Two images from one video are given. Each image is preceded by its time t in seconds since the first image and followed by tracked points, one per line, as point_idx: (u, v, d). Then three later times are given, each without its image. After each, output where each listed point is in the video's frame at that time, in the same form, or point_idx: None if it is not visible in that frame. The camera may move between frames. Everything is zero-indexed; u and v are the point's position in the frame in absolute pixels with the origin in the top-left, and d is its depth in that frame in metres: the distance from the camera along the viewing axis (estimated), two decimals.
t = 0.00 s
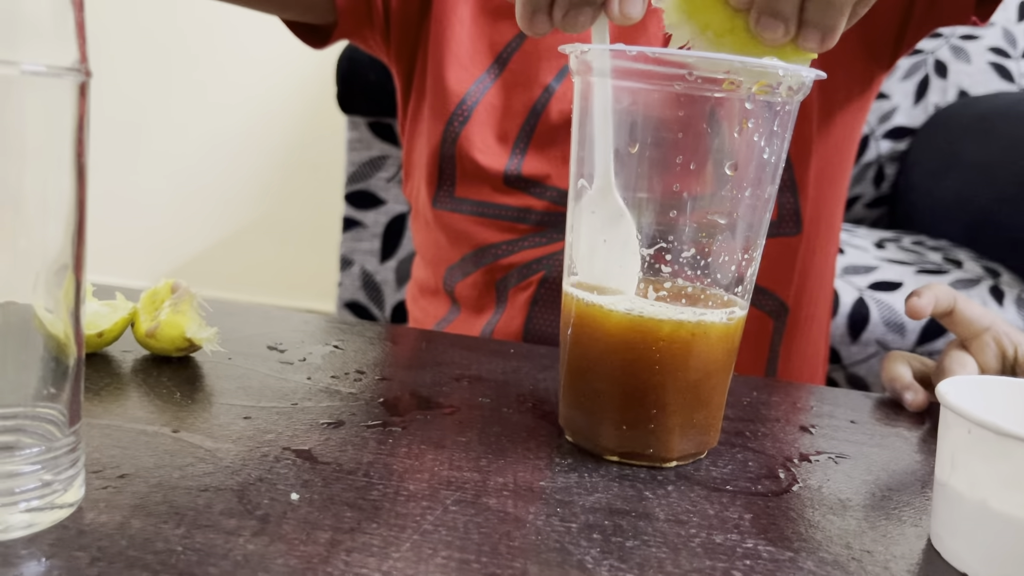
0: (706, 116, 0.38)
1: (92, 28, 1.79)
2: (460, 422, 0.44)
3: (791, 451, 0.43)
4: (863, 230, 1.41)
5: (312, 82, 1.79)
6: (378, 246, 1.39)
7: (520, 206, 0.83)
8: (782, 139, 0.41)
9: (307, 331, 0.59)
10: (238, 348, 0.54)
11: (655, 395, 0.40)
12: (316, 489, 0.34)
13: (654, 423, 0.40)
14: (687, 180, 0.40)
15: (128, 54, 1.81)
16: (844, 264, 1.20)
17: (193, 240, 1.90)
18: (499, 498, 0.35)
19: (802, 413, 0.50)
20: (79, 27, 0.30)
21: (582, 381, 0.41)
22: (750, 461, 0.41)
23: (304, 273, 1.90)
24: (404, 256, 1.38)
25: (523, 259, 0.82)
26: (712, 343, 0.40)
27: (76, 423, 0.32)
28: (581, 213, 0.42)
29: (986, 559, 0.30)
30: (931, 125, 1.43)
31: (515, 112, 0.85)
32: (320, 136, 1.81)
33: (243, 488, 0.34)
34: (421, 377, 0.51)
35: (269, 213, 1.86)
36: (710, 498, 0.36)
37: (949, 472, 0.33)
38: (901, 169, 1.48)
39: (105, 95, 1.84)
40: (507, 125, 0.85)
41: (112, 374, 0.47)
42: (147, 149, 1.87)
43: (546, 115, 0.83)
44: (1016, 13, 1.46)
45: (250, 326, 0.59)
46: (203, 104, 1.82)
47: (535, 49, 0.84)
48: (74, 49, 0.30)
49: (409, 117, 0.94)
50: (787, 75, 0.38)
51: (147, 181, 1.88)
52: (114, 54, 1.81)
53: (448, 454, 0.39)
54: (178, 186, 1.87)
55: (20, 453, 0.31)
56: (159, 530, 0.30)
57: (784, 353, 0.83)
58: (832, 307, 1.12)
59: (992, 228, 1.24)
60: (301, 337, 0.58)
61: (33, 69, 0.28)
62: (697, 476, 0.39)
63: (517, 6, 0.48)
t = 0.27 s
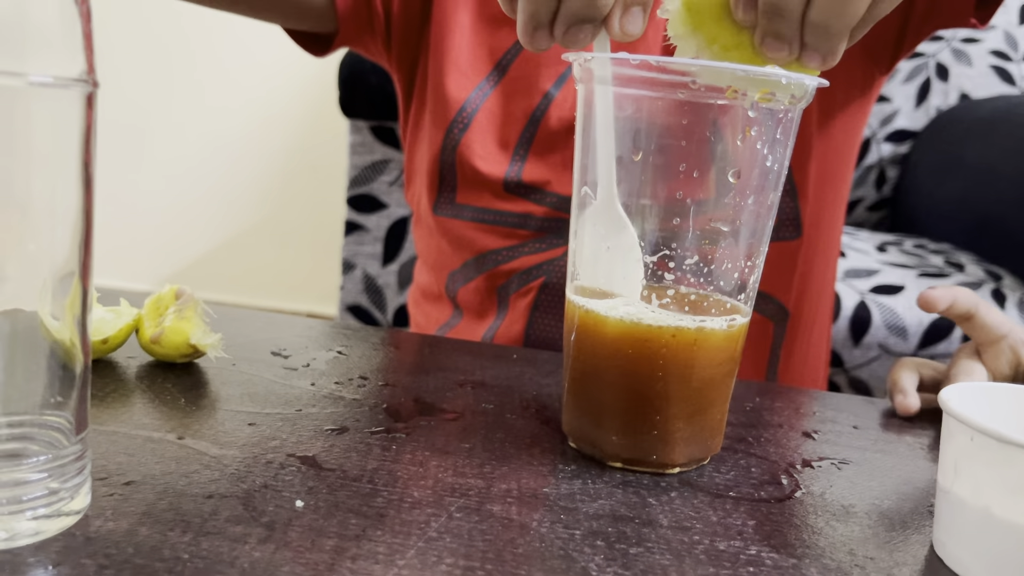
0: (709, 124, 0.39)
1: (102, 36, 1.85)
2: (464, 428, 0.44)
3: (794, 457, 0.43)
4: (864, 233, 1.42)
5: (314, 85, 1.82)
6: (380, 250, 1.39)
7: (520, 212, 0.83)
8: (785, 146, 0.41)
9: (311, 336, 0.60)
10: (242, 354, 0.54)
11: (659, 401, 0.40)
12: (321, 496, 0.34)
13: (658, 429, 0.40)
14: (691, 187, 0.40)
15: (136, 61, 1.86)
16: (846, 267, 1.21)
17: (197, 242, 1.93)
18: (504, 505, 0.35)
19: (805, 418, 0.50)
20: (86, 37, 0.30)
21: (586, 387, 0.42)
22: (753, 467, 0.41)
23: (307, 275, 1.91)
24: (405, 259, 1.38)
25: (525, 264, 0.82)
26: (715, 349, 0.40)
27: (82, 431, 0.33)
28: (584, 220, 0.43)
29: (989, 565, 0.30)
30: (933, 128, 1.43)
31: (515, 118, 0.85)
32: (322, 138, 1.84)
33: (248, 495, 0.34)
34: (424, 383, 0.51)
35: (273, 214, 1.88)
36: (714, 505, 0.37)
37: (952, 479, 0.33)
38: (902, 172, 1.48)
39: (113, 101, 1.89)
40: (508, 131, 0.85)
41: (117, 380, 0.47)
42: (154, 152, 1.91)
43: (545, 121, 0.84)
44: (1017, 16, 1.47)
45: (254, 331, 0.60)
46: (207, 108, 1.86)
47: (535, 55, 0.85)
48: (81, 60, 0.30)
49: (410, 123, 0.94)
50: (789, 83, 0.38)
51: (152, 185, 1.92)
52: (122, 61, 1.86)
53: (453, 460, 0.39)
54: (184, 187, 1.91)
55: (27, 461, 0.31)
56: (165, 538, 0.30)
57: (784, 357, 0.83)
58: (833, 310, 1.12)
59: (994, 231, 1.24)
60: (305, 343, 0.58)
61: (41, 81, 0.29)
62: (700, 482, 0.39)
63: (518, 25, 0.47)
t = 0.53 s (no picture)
0: (704, 126, 0.39)
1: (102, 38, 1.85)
2: (460, 430, 0.44)
3: (790, 459, 0.43)
4: (864, 234, 1.42)
5: (314, 86, 1.82)
6: (379, 252, 1.39)
7: (517, 215, 0.83)
8: (781, 149, 0.41)
9: (309, 338, 0.60)
10: (239, 356, 0.54)
11: (654, 404, 0.40)
12: (317, 498, 0.34)
13: (654, 432, 0.40)
14: (687, 190, 0.40)
15: (136, 62, 1.86)
16: (846, 268, 1.21)
17: (197, 244, 1.93)
18: (499, 507, 0.35)
19: (801, 420, 0.50)
20: (81, 41, 0.30)
21: (581, 389, 0.42)
22: (749, 469, 0.41)
23: (307, 277, 1.91)
24: (405, 261, 1.38)
25: (521, 266, 0.82)
26: (711, 352, 0.40)
27: (78, 434, 0.33)
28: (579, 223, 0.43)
29: (982, 567, 0.31)
30: (933, 130, 1.43)
31: (512, 122, 0.86)
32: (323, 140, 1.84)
33: (244, 497, 0.34)
34: (421, 385, 0.51)
35: (273, 215, 1.88)
36: (709, 507, 0.37)
37: (946, 481, 0.33)
38: (902, 174, 1.48)
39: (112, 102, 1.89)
40: (505, 134, 0.86)
41: (114, 382, 0.47)
42: (154, 154, 1.91)
43: (542, 123, 0.84)
44: (1017, 18, 1.47)
45: (252, 333, 0.60)
46: (206, 110, 1.86)
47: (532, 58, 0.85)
48: (77, 63, 0.30)
49: (408, 125, 0.94)
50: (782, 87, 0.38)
51: (152, 186, 1.92)
52: (122, 62, 1.86)
53: (449, 462, 0.39)
54: (184, 189, 1.91)
55: (23, 463, 0.31)
56: (160, 540, 0.30)
57: (782, 360, 0.83)
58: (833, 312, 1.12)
59: (992, 232, 1.24)
60: (302, 345, 0.58)
61: (36, 85, 0.29)
62: (696, 484, 0.39)
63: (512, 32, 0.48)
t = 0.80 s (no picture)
0: (710, 128, 0.39)
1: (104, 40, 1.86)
2: (466, 433, 0.44)
3: (795, 461, 0.43)
4: (867, 235, 1.42)
5: (317, 87, 1.82)
6: (382, 253, 1.39)
7: (520, 216, 0.83)
8: (787, 151, 0.41)
9: (313, 340, 0.60)
10: (244, 358, 0.54)
11: (661, 406, 0.40)
12: (324, 501, 0.34)
13: (660, 434, 0.40)
14: (693, 191, 0.40)
15: (138, 64, 1.86)
16: (849, 269, 1.20)
17: (199, 245, 1.94)
18: (505, 509, 0.35)
19: (806, 421, 0.50)
20: (88, 44, 0.30)
21: (587, 392, 0.42)
22: (755, 471, 0.41)
23: (310, 278, 1.92)
24: (408, 262, 1.38)
25: (524, 268, 0.82)
26: (717, 355, 0.40)
27: (85, 437, 0.33)
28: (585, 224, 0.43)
29: (991, 571, 0.30)
30: (935, 130, 1.43)
31: (516, 123, 0.85)
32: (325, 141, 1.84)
33: (251, 500, 0.34)
34: (426, 387, 0.51)
35: (276, 217, 1.88)
36: (716, 509, 0.37)
37: (954, 484, 0.33)
38: (905, 174, 1.48)
39: (115, 104, 1.90)
40: (508, 135, 0.86)
41: (119, 385, 0.47)
42: (157, 155, 1.91)
43: (545, 124, 0.84)
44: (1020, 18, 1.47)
45: (256, 335, 0.60)
46: (209, 112, 1.87)
47: (534, 58, 0.85)
48: (84, 67, 0.30)
49: (412, 126, 0.94)
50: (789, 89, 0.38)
51: (154, 188, 1.92)
52: (124, 64, 1.86)
53: (455, 465, 0.39)
54: (187, 190, 1.91)
55: (30, 467, 0.31)
56: (167, 543, 0.30)
57: (786, 362, 0.83)
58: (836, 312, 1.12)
59: (995, 233, 1.24)
60: (307, 347, 0.58)
61: (43, 88, 0.29)
62: (702, 486, 0.39)
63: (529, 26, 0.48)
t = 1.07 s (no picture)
0: (713, 124, 0.39)
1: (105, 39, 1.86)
2: (468, 431, 0.44)
3: (799, 460, 0.43)
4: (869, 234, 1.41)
5: (319, 87, 1.82)
6: (384, 252, 1.39)
7: (525, 216, 0.83)
8: (789, 148, 0.41)
9: (316, 339, 0.60)
10: (246, 356, 0.54)
11: (663, 404, 0.40)
12: (326, 499, 0.34)
13: (662, 432, 0.40)
14: (693, 190, 0.40)
15: (139, 64, 1.86)
16: (852, 268, 1.20)
17: (201, 245, 1.94)
18: (508, 508, 0.35)
19: (810, 420, 0.50)
20: (90, 42, 0.30)
21: (590, 391, 0.42)
22: (758, 470, 0.41)
23: (312, 277, 1.92)
24: (410, 262, 1.38)
25: (529, 268, 0.82)
26: (719, 353, 0.40)
27: (88, 435, 0.32)
28: (588, 222, 0.42)
29: (995, 570, 0.30)
30: (938, 129, 1.42)
31: (519, 121, 0.85)
32: (327, 141, 1.84)
33: (253, 498, 0.34)
34: (428, 386, 0.51)
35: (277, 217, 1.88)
36: (719, 507, 0.36)
37: (958, 482, 0.33)
38: (908, 174, 1.47)
39: (116, 103, 1.90)
40: (512, 134, 0.85)
41: (121, 383, 0.47)
42: (159, 154, 1.91)
43: (549, 123, 0.84)
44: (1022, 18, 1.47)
45: (258, 334, 0.60)
46: (211, 111, 1.87)
47: (537, 57, 0.85)
48: (86, 64, 0.30)
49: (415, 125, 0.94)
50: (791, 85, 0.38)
51: (156, 187, 1.93)
52: (126, 64, 1.87)
53: (457, 463, 0.39)
54: (189, 190, 1.91)
55: (32, 465, 0.31)
56: (170, 541, 0.30)
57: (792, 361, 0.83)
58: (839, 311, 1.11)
59: (998, 232, 1.24)
60: (309, 346, 0.58)
61: (45, 85, 0.29)
62: (706, 485, 0.39)
63: None
